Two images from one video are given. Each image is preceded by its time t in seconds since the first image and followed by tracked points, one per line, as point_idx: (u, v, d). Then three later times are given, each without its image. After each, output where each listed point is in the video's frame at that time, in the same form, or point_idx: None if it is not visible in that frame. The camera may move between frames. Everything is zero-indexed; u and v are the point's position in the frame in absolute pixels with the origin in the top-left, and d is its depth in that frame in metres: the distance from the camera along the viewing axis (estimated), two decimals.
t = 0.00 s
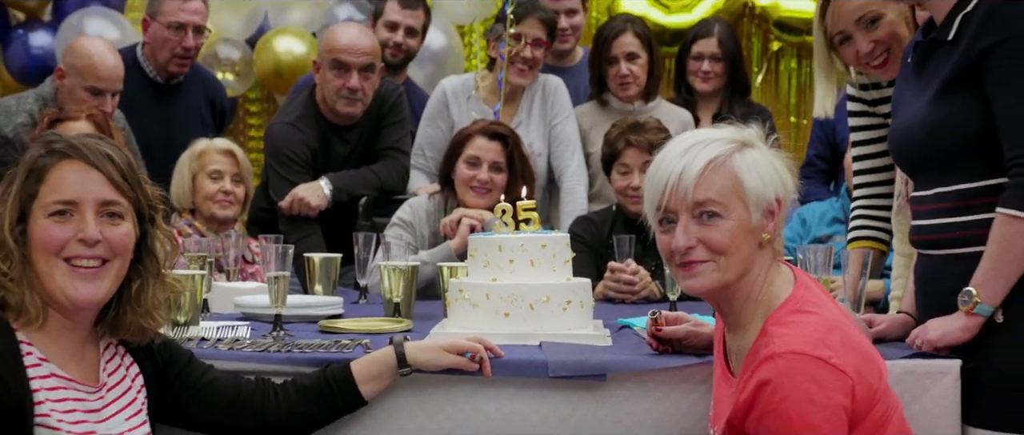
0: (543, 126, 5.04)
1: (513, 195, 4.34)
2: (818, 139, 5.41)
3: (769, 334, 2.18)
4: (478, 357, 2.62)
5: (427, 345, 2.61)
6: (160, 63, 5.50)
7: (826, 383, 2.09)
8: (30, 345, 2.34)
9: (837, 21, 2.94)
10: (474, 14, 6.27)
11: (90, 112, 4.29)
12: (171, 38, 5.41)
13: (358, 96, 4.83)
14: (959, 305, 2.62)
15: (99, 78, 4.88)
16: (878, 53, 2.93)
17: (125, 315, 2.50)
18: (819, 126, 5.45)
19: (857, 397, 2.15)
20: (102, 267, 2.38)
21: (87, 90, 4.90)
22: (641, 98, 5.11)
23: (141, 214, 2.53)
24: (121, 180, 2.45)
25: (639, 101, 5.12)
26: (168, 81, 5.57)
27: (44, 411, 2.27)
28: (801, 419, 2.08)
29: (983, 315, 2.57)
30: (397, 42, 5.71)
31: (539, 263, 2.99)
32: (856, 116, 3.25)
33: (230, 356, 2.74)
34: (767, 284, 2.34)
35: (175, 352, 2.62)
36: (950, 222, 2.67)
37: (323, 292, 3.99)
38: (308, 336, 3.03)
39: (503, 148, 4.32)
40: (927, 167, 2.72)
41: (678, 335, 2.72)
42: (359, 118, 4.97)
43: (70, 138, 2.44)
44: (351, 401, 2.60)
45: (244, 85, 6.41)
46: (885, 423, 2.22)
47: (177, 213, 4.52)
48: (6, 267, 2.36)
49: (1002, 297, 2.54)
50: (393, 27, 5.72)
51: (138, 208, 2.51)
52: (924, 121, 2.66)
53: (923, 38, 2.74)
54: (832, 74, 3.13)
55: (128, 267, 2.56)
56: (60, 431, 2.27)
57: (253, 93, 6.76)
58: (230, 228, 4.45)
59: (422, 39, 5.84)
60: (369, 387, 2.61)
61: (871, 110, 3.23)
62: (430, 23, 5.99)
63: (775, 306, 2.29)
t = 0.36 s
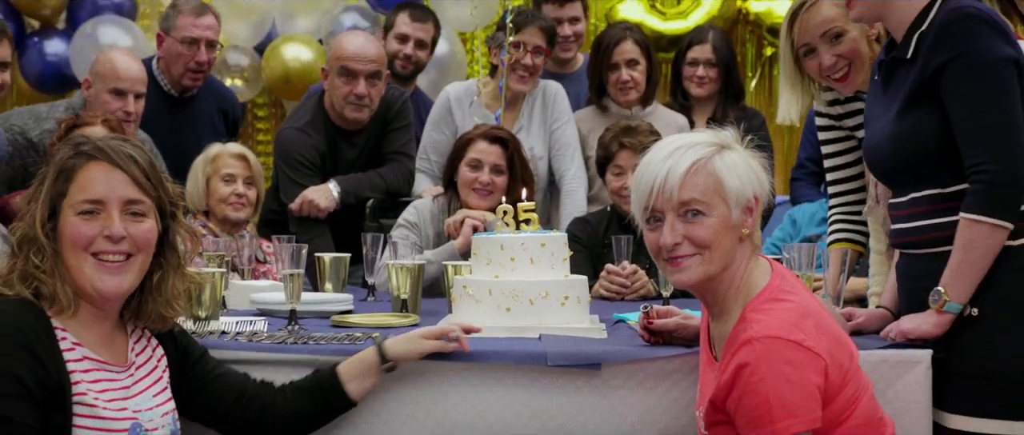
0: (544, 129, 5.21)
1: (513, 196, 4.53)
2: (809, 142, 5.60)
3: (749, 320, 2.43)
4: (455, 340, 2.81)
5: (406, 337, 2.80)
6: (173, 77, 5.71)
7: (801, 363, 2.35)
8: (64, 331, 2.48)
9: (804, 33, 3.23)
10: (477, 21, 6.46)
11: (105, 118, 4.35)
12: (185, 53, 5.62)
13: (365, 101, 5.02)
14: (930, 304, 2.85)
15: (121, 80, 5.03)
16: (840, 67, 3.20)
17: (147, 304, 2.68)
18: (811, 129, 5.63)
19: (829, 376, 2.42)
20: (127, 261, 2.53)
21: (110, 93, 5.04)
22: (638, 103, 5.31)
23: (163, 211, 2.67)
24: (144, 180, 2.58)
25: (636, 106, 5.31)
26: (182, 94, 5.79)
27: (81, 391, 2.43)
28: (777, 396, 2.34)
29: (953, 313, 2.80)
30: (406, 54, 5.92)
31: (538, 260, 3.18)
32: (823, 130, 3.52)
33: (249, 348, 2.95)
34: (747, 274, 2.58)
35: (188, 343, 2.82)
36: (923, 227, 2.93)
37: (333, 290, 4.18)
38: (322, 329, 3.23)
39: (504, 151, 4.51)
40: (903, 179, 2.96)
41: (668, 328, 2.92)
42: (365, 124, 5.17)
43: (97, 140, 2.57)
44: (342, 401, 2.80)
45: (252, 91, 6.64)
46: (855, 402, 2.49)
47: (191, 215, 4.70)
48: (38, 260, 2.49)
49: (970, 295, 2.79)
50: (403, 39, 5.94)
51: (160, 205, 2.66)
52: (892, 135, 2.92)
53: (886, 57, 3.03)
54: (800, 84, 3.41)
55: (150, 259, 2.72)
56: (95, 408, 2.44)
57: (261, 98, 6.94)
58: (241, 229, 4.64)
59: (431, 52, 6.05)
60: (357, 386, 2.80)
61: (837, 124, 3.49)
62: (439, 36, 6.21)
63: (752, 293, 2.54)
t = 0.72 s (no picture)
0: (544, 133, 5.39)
1: (513, 198, 4.72)
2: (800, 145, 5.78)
3: (731, 313, 2.63)
4: None
5: None
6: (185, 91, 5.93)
7: (778, 354, 2.55)
8: (103, 326, 2.70)
9: (783, 49, 3.51)
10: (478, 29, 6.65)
11: (121, 127, 4.54)
12: (196, 68, 5.82)
13: (370, 107, 5.21)
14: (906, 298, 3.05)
15: (145, 87, 5.22)
16: (809, 85, 3.49)
17: (176, 303, 2.94)
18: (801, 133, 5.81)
19: (805, 366, 2.62)
20: (157, 261, 2.77)
21: (134, 100, 5.22)
22: (633, 109, 5.48)
23: (190, 216, 2.90)
24: (172, 186, 2.82)
25: (631, 111, 5.49)
26: (193, 109, 5.99)
27: (120, 382, 2.66)
28: (757, 384, 2.54)
29: (928, 306, 3.01)
30: (415, 67, 6.14)
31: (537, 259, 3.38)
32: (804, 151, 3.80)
33: (266, 340, 3.14)
34: (732, 271, 2.77)
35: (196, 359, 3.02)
36: (906, 229, 3.12)
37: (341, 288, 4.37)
38: (332, 325, 3.42)
39: (504, 155, 4.71)
40: (881, 186, 3.15)
41: (659, 323, 3.11)
42: (370, 129, 5.38)
43: (129, 150, 2.80)
44: None
45: (259, 96, 6.85)
46: (829, 391, 2.69)
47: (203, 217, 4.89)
48: (77, 261, 2.72)
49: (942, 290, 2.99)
50: (412, 53, 6.16)
51: (187, 210, 2.88)
52: (868, 144, 3.11)
53: (860, 70, 3.23)
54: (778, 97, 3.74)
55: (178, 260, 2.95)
56: (132, 397, 2.67)
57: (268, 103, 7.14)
58: (252, 230, 4.83)
59: (440, 66, 6.26)
60: None
61: (815, 145, 3.77)
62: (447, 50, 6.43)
63: (736, 288, 2.73)
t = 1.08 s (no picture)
0: (543, 138, 5.59)
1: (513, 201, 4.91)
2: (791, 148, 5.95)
3: (717, 309, 2.82)
4: None
5: None
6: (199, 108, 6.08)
7: (760, 347, 2.73)
8: (131, 321, 2.91)
9: (768, 59, 3.71)
10: (478, 35, 6.85)
11: (139, 133, 4.73)
12: (207, 84, 6.03)
13: (375, 113, 5.40)
14: (881, 290, 3.24)
15: (165, 94, 5.42)
16: (791, 95, 3.71)
17: (194, 300, 3.13)
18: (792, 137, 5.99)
19: (785, 359, 2.80)
20: (177, 262, 2.96)
21: (155, 106, 5.42)
22: (628, 114, 5.66)
23: (209, 219, 3.09)
24: (192, 191, 3.01)
25: (626, 117, 5.67)
26: (204, 121, 6.16)
27: (147, 373, 2.88)
28: (740, 375, 2.72)
29: (901, 296, 3.19)
30: (420, 77, 6.33)
31: (534, 259, 3.57)
32: (790, 161, 4.01)
33: (278, 336, 3.34)
34: (718, 270, 2.96)
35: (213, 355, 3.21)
36: (882, 228, 3.31)
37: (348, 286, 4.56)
38: (341, 321, 3.61)
39: (504, 159, 4.90)
40: (860, 187, 3.34)
41: (650, 319, 3.30)
42: (374, 134, 5.58)
43: (152, 158, 2.99)
44: None
45: (267, 102, 7.07)
46: (808, 384, 2.87)
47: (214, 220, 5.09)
48: (104, 261, 2.92)
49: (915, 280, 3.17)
50: (417, 63, 6.35)
51: (206, 213, 3.07)
52: (848, 147, 3.30)
53: (841, 79, 3.41)
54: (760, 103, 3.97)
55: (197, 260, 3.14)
56: (159, 388, 2.89)
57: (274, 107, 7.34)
58: (262, 232, 5.03)
59: (443, 76, 6.46)
60: None
61: (801, 155, 3.97)
62: (451, 59, 6.63)
63: (720, 286, 2.92)
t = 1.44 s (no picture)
0: (541, 144, 5.78)
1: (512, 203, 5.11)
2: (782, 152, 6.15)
3: (703, 305, 3.01)
4: None
5: None
6: (212, 119, 6.28)
7: (743, 340, 2.92)
8: (152, 316, 3.11)
9: (756, 67, 3.92)
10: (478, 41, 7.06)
11: (153, 140, 4.93)
12: (220, 95, 6.23)
13: (379, 118, 5.60)
14: (862, 288, 3.43)
15: (181, 102, 5.62)
16: (777, 100, 3.92)
17: (211, 297, 3.32)
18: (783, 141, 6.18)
19: (767, 352, 2.99)
20: (195, 262, 3.16)
21: (171, 114, 5.62)
22: (623, 120, 5.86)
23: (226, 221, 3.28)
24: (210, 196, 3.20)
25: (621, 123, 5.86)
26: (217, 131, 6.36)
27: (169, 364, 3.09)
28: (724, 367, 2.91)
29: (881, 295, 3.38)
30: (423, 88, 6.53)
31: (532, 259, 3.76)
32: (776, 164, 4.19)
33: (290, 331, 3.53)
34: (704, 269, 3.15)
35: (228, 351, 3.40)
36: (863, 229, 3.50)
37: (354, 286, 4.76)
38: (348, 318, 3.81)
39: (503, 164, 5.09)
40: (841, 190, 3.53)
41: (639, 314, 3.50)
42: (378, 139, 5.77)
43: (173, 163, 3.19)
44: None
45: (274, 107, 7.14)
46: (789, 376, 3.06)
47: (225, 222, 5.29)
48: (127, 259, 3.11)
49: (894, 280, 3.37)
50: (420, 74, 6.55)
51: (224, 217, 3.27)
52: (830, 153, 3.49)
53: (824, 88, 3.60)
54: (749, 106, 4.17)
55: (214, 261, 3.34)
56: (179, 376, 3.10)
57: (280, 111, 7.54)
58: (271, 235, 5.23)
59: (446, 86, 6.66)
60: None
61: (787, 159, 4.17)
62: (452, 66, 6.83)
63: (706, 283, 3.11)
